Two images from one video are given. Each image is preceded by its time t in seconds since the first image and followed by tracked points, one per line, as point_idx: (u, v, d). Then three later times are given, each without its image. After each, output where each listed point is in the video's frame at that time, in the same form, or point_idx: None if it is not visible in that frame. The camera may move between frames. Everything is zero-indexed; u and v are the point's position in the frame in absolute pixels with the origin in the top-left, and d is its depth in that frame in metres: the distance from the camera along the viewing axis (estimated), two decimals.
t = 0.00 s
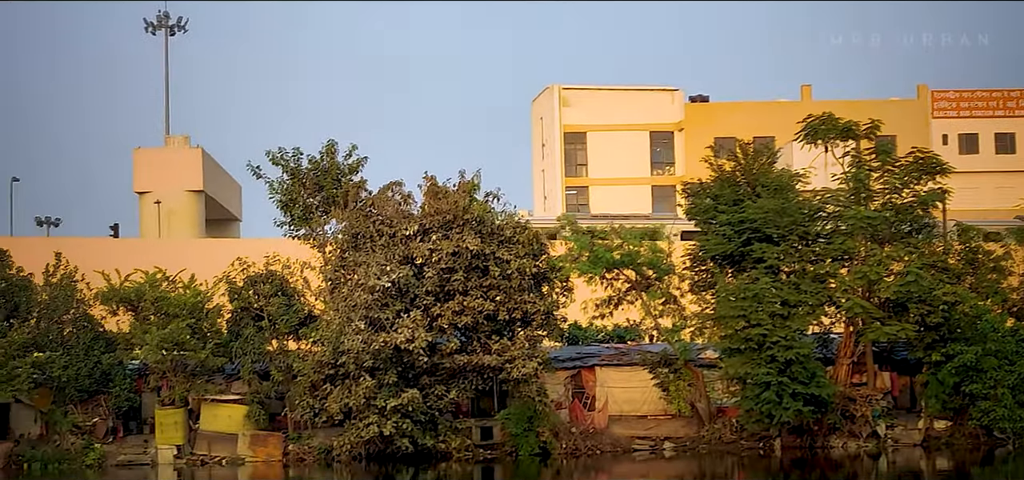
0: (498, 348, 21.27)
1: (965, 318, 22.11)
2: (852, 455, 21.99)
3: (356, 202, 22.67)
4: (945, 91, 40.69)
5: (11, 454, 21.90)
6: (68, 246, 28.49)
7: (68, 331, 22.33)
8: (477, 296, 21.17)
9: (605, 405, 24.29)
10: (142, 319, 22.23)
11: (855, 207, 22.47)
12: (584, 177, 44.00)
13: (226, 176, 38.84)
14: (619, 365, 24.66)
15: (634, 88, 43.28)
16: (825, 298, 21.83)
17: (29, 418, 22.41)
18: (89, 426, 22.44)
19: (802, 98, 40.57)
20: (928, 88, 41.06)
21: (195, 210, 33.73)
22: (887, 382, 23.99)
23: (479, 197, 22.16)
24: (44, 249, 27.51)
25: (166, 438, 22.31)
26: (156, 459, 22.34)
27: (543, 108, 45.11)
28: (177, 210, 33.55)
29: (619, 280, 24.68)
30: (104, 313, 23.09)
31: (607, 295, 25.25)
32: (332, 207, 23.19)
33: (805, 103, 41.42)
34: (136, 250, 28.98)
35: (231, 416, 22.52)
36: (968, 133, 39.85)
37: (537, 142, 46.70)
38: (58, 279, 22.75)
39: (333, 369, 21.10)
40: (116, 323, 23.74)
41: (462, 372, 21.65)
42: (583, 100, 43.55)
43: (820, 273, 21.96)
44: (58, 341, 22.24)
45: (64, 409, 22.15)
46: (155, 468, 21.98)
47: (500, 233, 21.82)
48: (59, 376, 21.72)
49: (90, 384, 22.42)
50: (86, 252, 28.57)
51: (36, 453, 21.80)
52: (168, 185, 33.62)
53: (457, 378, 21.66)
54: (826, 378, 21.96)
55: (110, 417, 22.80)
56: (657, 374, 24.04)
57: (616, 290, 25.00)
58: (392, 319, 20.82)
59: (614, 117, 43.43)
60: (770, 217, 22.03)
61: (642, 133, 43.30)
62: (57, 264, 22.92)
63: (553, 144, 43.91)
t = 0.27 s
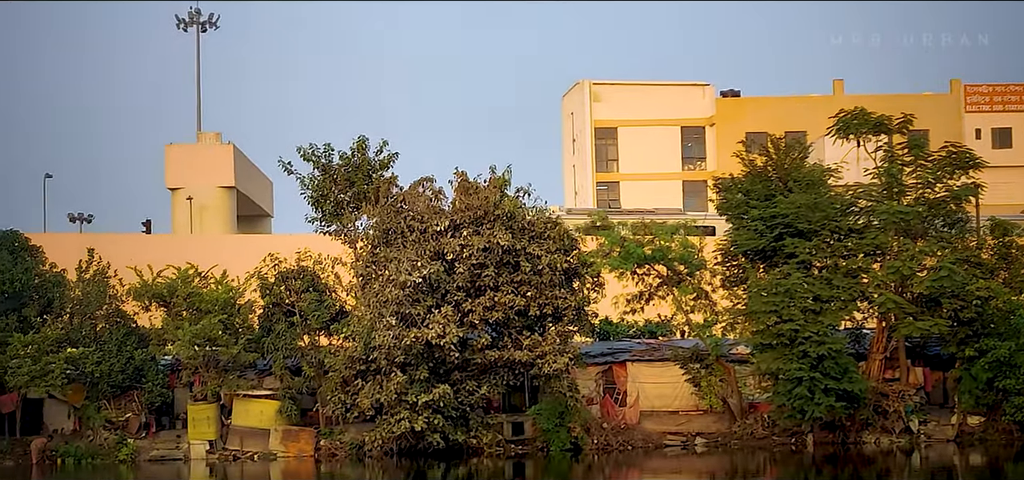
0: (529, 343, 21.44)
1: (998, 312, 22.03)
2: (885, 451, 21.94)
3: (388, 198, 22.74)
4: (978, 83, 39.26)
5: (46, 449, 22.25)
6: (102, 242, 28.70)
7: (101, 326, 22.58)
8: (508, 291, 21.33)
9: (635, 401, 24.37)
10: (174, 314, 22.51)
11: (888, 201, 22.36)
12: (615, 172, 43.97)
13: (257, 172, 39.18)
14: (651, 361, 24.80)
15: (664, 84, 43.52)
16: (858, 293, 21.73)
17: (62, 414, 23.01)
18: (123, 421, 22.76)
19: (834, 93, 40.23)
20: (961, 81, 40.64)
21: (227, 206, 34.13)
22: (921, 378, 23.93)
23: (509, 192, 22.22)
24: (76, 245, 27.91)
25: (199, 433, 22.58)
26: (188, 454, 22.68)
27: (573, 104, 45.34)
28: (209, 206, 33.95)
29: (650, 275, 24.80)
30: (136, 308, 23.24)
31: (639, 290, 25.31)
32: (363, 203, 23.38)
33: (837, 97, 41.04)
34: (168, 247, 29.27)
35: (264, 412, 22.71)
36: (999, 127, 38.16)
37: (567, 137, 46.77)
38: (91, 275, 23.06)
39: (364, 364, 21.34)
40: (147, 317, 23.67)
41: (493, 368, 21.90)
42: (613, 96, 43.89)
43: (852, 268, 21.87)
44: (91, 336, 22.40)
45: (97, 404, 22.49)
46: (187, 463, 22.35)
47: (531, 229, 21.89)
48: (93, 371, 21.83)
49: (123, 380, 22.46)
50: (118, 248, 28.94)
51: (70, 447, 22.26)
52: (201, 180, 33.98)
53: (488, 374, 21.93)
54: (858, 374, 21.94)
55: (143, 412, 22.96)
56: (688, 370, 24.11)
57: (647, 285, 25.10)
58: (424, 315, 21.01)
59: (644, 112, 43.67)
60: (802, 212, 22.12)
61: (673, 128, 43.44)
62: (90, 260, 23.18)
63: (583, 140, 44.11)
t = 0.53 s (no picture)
0: (559, 340, 21.62)
1: None
2: (915, 448, 21.92)
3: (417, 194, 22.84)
4: (1009, 80, 39.12)
5: (76, 445, 22.49)
6: (132, 241, 29.24)
7: (132, 322, 23.00)
8: (537, 288, 21.48)
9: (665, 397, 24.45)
10: (204, 311, 22.85)
11: (919, 198, 22.36)
12: (644, 169, 44.08)
13: (285, 169, 39.32)
14: (681, 357, 24.84)
15: (695, 80, 43.23)
16: (889, 290, 21.74)
17: (94, 410, 23.52)
18: (153, 417, 23.08)
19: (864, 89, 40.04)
20: (992, 77, 40.34)
21: (257, 203, 34.49)
22: (950, 375, 24.13)
23: (539, 189, 22.38)
24: (106, 242, 28.39)
25: (228, 429, 22.86)
26: (219, 450, 23.00)
27: (603, 100, 45.24)
28: (239, 203, 34.35)
29: (679, 272, 24.83)
30: (167, 305, 23.66)
31: (668, 286, 25.39)
32: (392, 199, 23.59)
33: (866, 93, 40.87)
34: (199, 243, 29.68)
35: (293, 408, 23.04)
36: None
37: (596, 134, 46.83)
38: (121, 272, 23.37)
39: (393, 361, 21.50)
40: (179, 314, 24.32)
41: (522, 365, 22.02)
42: (642, 92, 43.64)
43: (882, 264, 21.91)
44: (122, 333, 22.85)
45: (128, 400, 22.86)
46: (218, 459, 22.66)
47: (560, 225, 22.08)
48: (123, 368, 22.16)
49: (153, 376, 22.87)
50: (149, 245, 29.36)
51: (101, 444, 22.58)
52: (231, 178, 34.38)
53: (517, 370, 22.05)
54: (889, 370, 22.00)
55: (173, 409, 23.31)
56: (718, 367, 24.06)
57: (676, 282, 25.15)
58: (453, 312, 21.10)
59: (674, 108, 43.42)
60: (833, 208, 22.06)
61: (702, 124, 43.28)
62: (120, 256, 23.49)
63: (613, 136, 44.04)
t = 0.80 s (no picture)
0: (588, 337, 21.58)
1: None
2: (947, 446, 21.67)
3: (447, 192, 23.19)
4: None
5: (108, 441, 22.83)
6: (163, 238, 29.59)
7: (162, 318, 22.95)
8: (567, 285, 21.44)
9: (695, 394, 24.37)
10: (235, 307, 22.97)
11: (951, 194, 22.10)
12: (674, 166, 43.84)
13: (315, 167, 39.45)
14: (711, 355, 24.63)
15: (725, 76, 43.04)
16: (920, 287, 21.53)
17: (125, 407, 23.78)
18: (184, 414, 23.33)
19: (896, 85, 39.64)
20: None
21: (287, 200, 34.65)
22: (983, 372, 23.80)
23: (569, 186, 22.32)
24: (137, 240, 28.67)
25: (259, 426, 23.00)
26: (249, 446, 23.18)
27: (632, 96, 45.09)
28: (270, 199, 34.47)
29: (709, 269, 24.67)
30: (198, 302, 23.82)
31: (698, 284, 25.20)
32: (422, 196, 23.60)
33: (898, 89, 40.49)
34: (228, 240, 29.86)
35: (323, 405, 23.19)
36: None
37: (626, 130, 46.65)
38: (152, 268, 23.57)
39: (423, 357, 21.55)
40: (209, 310, 24.41)
41: (551, 362, 22.02)
42: (672, 88, 43.46)
43: (914, 262, 21.68)
44: (154, 329, 22.83)
45: (159, 396, 22.97)
46: (248, 455, 22.80)
47: (590, 222, 22.01)
48: (155, 364, 22.33)
49: (185, 372, 22.94)
50: (179, 243, 29.59)
51: (133, 439, 22.75)
52: (262, 175, 34.55)
53: (547, 367, 22.05)
54: (920, 368, 21.78)
55: (203, 405, 23.52)
56: (748, 364, 24.00)
57: (706, 279, 24.96)
58: (483, 309, 21.11)
59: (704, 105, 43.27)
60: (864, 206, 21.82)
61: (732, 121, 43.11)
62: (152, 253, 23.70)
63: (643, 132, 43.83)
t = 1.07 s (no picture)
0: (619, 333, 21.50)
1: None
2: (981, 443, 21.42)
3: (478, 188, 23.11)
4: None
5: (142, 436, 22.95)
6: (197, 234, 29.78)
7: (195, 314, 23.09)
8: (599, 281, 21.36)
9: (727, 391, 24.14)
10: (267, 303, 23.11)
11: (985, 191, 21.89)
12: (706, 162, 43.70)
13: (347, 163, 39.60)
14: (743, 351, 24.60)
15: (757, 72, 42.77)
16: (954, 283, 21.31)
17: (157, 401, 23.96)
18: (216, 408, 23.53)
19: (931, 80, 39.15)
20: None
21: (320, 196, 34.80)
22: (1017, 369, 23.41)
23: (600, 182, 22.31)
24: (170, 235, 28.90)
25: (291, 421, 23.14)
26: (281, 442, 23.23)
27: (663, 92, 44.95)
28: (302, 195, 34.64)
29: (741, 265, 24.51)
30: (230, 297, 23.91)
31: (730, 281, 25.05)
32: (453, 192, 23.64)
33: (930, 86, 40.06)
34: (260, 237, 30.03)
35: (355, 401, 23.22)
36: None
37: (658, 125, 46.50)
38: (185, 264, 23.78)
39: (454, 354, 21.55)
40: (241, 306, 24.52)
41: (583, 358, 21.98)
42: (704, 84, 43.25)
43: (948, 258, 21.43)
44: (186, 324, 22.90)
45: (192, 391, 23.19)
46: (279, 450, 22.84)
47: (621, 218, 21.96)
48: (188, 359, 22.36)
49: (217, 368, 23.03)
50: (212, 239, 29.78)
51: (166, 435, 22.83)
52: (295, 171, 34.72)
53: (578, 363, 22.04)
54: (954, 365, 21.60)
55: (235, 400, 23.74)
56: (781, 360, 23.90)
57: (738, 275, 24.81)
58: (514, 305, 21.14)
59: (736, 101, 43.04)
60: (897, 202, 21.57)
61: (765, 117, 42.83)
62: (185, 249, 23.92)
63: (674, 128, 43.68)
